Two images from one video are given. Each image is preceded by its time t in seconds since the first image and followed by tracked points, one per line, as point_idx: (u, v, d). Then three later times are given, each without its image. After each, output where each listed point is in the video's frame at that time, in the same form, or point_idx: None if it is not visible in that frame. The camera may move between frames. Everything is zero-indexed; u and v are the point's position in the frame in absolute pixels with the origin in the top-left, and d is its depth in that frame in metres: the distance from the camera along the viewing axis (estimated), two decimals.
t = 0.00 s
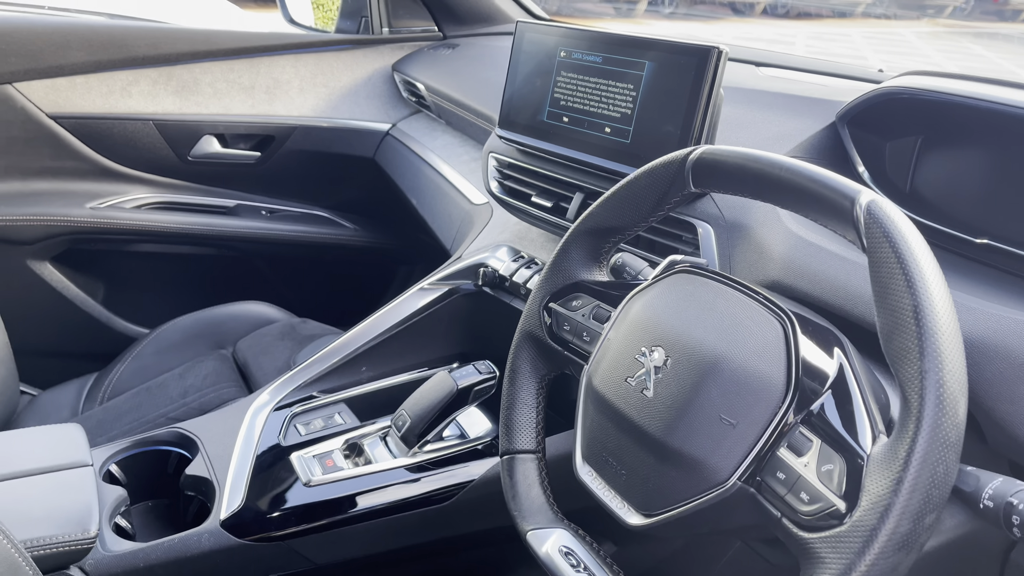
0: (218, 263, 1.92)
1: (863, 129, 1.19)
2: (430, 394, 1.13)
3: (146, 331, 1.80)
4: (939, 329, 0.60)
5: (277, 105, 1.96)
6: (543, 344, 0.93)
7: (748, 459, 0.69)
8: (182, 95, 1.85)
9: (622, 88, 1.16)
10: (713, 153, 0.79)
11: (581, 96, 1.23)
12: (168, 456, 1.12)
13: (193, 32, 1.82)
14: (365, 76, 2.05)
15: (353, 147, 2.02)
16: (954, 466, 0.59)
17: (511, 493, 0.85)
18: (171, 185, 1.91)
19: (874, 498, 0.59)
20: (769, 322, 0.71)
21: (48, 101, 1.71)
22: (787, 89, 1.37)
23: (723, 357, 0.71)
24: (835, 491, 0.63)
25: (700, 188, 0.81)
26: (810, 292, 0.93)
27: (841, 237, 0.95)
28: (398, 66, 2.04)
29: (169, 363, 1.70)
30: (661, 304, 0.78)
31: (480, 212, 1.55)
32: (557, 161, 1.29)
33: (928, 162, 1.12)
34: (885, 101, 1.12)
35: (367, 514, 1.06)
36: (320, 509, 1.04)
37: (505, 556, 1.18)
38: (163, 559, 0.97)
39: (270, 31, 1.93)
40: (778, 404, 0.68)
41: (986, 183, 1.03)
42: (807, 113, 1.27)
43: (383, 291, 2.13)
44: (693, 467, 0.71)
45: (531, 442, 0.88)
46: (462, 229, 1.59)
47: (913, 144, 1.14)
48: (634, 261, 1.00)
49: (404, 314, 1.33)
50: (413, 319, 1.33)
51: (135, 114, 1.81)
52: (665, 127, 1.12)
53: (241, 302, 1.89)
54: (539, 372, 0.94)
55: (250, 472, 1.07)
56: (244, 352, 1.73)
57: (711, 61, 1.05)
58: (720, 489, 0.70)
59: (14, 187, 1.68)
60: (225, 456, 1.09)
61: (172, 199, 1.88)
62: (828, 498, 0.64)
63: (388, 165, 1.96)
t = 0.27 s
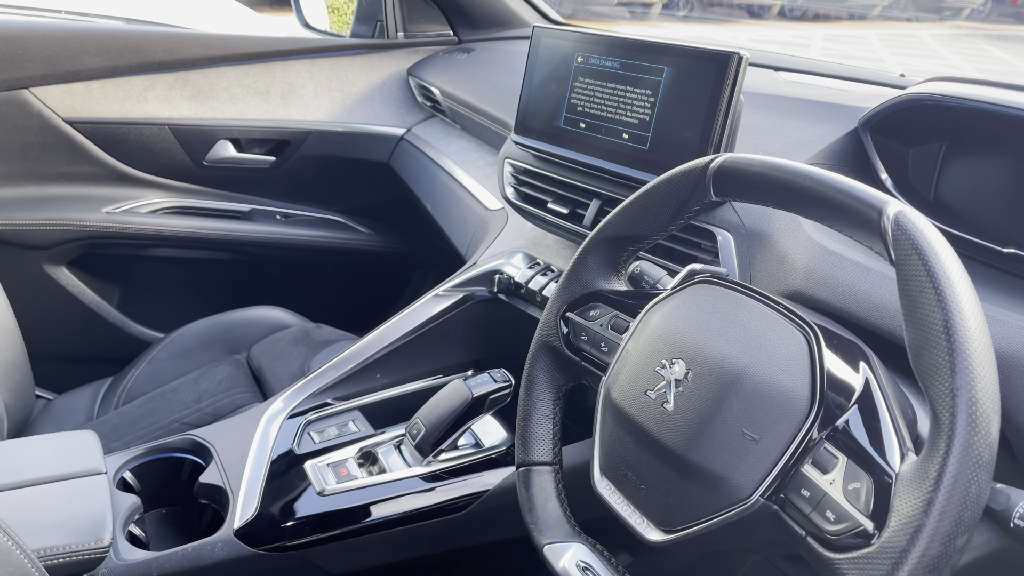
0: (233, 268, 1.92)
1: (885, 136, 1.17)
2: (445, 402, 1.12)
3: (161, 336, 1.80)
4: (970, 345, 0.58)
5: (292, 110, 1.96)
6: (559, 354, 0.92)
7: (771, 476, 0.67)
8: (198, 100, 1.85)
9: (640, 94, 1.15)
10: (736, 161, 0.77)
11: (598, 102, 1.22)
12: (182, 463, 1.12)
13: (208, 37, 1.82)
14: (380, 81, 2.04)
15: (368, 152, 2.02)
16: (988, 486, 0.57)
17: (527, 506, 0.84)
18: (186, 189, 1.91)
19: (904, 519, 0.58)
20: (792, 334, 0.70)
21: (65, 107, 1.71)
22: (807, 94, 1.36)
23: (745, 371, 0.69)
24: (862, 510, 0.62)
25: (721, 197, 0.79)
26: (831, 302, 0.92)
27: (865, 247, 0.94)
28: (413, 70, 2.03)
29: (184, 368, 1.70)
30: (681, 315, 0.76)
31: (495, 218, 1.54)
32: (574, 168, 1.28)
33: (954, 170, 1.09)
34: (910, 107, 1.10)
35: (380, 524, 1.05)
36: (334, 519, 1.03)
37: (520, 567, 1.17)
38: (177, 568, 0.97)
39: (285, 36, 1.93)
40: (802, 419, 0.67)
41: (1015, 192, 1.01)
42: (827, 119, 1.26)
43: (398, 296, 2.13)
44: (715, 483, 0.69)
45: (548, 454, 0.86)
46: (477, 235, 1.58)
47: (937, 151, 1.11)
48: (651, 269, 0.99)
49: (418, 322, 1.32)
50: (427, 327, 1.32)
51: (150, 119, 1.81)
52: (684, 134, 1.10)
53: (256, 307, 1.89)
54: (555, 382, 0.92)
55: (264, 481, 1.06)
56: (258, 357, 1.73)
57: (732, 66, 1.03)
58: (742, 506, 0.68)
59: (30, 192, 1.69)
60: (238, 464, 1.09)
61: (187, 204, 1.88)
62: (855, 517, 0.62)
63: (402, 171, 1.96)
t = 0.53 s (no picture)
0: (243, 270, 1.91)
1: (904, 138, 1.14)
2: (453, 407, 1.10)
3: (170, 338, 1.80)
4: (994, 354, 0.56)
5: (303, 111, 1.95)
6: (568, 360, 0.90)
7: (785, 488, 0.65)
8: (208, 101, 1.85)
9: (653, 95, 1.13)
10: (751, 163, 0.75)
11: (610, 103, 1.20)
12: (188, 466, 1.11)
13: (219, 38, 1.82)
14: (391, 82, 2.04)
15: (379, 154, 2.01)
16: (1012, 502, 0.55)
17: (535, 515, 0.82)
18: (196, 191, 1.91)
19: (924, 534, 0.56)
20: (807, 341, 0.68)
21: (76, 107, 1.71)
22: (823, 96, 1.33)
23: (759, 379, 0.68)
24: (881, 524, 0.60)
25: (734, 200, 0.77)
26: (848, 309, 0.90)
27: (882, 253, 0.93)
28: (424, 72, 2.02)
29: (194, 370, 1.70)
30: (693, 321, 0.75)
31: (506, 220, 1.52)
32: (585, 170, 1.26)
33: (973, 174, 1.07)
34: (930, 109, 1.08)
35: (387, 531, 1.03)
36: (339, 525, 1.02)
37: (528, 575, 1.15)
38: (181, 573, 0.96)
39: (296, 37, 1.93)
40: (817, 430, 0.65)
41: None
42: (844, 121, 1.23)
43: (407, 298, 2.12)
44: (727, 494, 0.67)
45: (556, 461, 0.85)
46: (487, 238, 1.57)
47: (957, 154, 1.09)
48: (664, 273, 0.98)
49: (427, 325, 1.31)
50: (436, 330, 1.31)
51: (161, 120, 1.81)
52: (697, 136, 1.08)
53: (266, 308, 1.88)
54: (564, 388, 0.90)
55: (270, 485, 1.05)
56: (267, 359, 1.72)
57: (746, 67, 1.01)
58: (755, 518, 0.66)
59: (42, 193, 1.70)
60: (244, 467, 1.08)
61: (197, 205, 1.88)
62: (873, 531, 0.60)
63: (413, 172, 1.95)
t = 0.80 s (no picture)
0: (252, 273, 1.91)
1: (925, 145, 1.12)
2: (461, 418, 1.08)
3: (178, 342, 1.79)
4: None
5: (313, 114, 1.94)
6: (579, 373, 0.88)
7: (803, 512, 0.63)
8: (218, 103, 1.84)
9: (667, 101, 1.11)
10: (768, 174, 0.73)
11: (623, 109, 1.18)
12: (193, 475, 1.10)
13: (229, 40, 1.81)
14: (402, 85, 2.02)
15: (389, 157, 1.99)
16: None
17: (544, 532, 0.80)
18: (205, 194, 1.90)
19: (950, 566, 0.53)
20: (827, 359, 0.65)
21: (86, 109, 1.71)
22: (841, 102, 1.31)
23: (777, 398, 0.65)
24: (905, 554, 0.57)
25: (752, 211, 0.74)
26: (868, 322, 0.88)
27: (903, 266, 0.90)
28: (435, 75, 2.01)
29: (201, 374, 1.69)
30: (709, 337, 0.72)
31: (517, 226, 1.50)
32: (597, 176, 1.24)
33: (996, 181, 1.04)
34: (952, 117, 1.05)
35: (392, 544, 1.02)
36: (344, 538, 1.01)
37: None
38: None
39: (307, 40, 1.92)
40: (838, 452, 0.62)
41: None
42: (863, 128, 1.21)
43: (417, 303, 2.10)
44: (743, 517, 0.65)
45: (567, 477, 0.82)
46: (497, 244, 1.55)
47: (979, 161, 1.06)
48: (678, 284, 0.96)
49: (435, 332, 1.30)
50: (445, 338, 1.29)
51: (171, 122, 1.80)
52: (712, 143, 1.06)
53: (274, 313, 1.87)
54: (575, 401, 0.88)
55: (274, 496, 1.03)
56: (275, 364, 1.71)
57: (764, 73, 0.99)
58: (772, 543, 0.64)
59: (51, 195, 1.69)
60: (248, 478, 1.06)
61: (207, 208, 1.87)
62: (897, 561, 0.58)
63: (423, 176, 1.93)
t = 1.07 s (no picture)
0: (261, 276, 1.90)
1: (947, 152, 1.08)
2: (468, 427, 1.07)
3: (187, 344, 1.79)
4: None
5: (324, 116, 1.93)
6: (590, 384, 0.85)
7: (821, 536, 0.60)
8: (229, 105, 1.83)
9: (681, 106, 1.09)
10: (787, 182, 0.70)
11: (636, 113, 1.16)
12: (197, 482, 1.08)
13: (240, 41, 1.80)
14: (413, 87, 2.01)
15: (400, 160, 1.98)
16: None
17: (552, 549, 0.78)
18: (215, 196, 1.90)
19: None
20: (847, 376, 0.63)
21: (95, 110, 1.70)
22: (860, 107, 1.28)
23: (794, 417, 0.63)
24: None
25: (769, 220, 0.71)
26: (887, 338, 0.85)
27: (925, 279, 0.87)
28: (447, 77, 1.99)
29: (209, 377, 1.68)
30: (723, 350, 0.70)
31: (527, 231, 1.48)
32: (609, 182, 1.22)
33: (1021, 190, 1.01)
34: (975, 124, 1.02)
35: (398, 554, 1.01)
36: (349, 549, 0.99)
37: None
38: None
39: (318, 41, 1.90)
40: (858, 474, 0.60)
41: None
42: (881, 135, 1.18)
43: (427, 307, 2.09)
44: (757, 540, 0.63)
45: (576, 492, 0.80)
46: (508, 249, 1.53)
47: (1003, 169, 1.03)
48: (691, 293, 0.94)
49: (444, 339, 1.28)
50: (453, 344, 1.27)
51: (181, 124, 1.80)
52: (727, 149, 1.04)
53: (283, 316, 1.86)
54: (584, 413, 0.86)
55: (278, 505, 1.02)
56: (283, 367, 1.70)
57: (782, 78, 0.97)
58: (788, 568, 0.61)
59: (60, 196, 1.69)
60: (252, 486, 1.05)
61: (216, 210, 1.87)
62: None
63: (434, 179, 1.91)
